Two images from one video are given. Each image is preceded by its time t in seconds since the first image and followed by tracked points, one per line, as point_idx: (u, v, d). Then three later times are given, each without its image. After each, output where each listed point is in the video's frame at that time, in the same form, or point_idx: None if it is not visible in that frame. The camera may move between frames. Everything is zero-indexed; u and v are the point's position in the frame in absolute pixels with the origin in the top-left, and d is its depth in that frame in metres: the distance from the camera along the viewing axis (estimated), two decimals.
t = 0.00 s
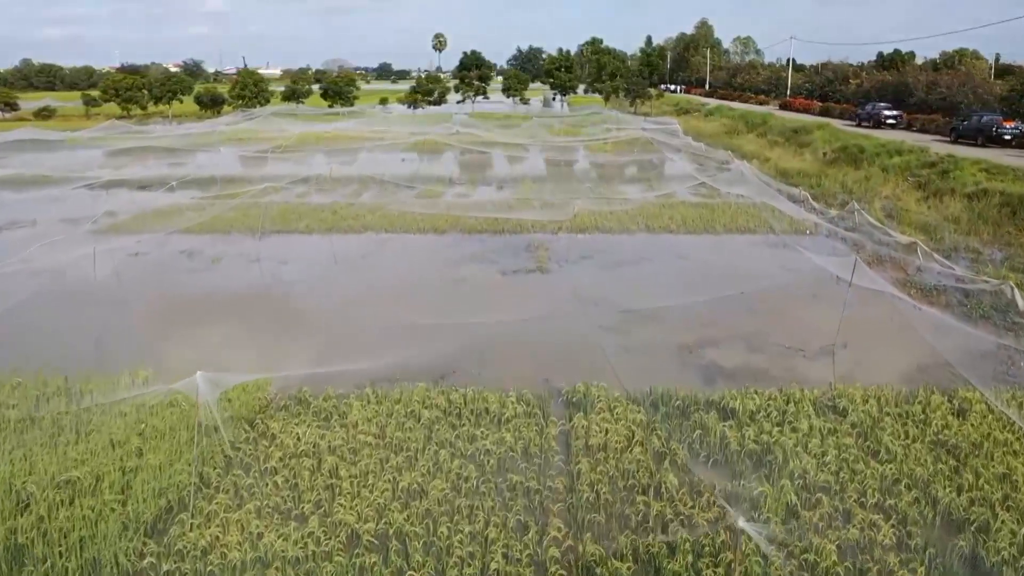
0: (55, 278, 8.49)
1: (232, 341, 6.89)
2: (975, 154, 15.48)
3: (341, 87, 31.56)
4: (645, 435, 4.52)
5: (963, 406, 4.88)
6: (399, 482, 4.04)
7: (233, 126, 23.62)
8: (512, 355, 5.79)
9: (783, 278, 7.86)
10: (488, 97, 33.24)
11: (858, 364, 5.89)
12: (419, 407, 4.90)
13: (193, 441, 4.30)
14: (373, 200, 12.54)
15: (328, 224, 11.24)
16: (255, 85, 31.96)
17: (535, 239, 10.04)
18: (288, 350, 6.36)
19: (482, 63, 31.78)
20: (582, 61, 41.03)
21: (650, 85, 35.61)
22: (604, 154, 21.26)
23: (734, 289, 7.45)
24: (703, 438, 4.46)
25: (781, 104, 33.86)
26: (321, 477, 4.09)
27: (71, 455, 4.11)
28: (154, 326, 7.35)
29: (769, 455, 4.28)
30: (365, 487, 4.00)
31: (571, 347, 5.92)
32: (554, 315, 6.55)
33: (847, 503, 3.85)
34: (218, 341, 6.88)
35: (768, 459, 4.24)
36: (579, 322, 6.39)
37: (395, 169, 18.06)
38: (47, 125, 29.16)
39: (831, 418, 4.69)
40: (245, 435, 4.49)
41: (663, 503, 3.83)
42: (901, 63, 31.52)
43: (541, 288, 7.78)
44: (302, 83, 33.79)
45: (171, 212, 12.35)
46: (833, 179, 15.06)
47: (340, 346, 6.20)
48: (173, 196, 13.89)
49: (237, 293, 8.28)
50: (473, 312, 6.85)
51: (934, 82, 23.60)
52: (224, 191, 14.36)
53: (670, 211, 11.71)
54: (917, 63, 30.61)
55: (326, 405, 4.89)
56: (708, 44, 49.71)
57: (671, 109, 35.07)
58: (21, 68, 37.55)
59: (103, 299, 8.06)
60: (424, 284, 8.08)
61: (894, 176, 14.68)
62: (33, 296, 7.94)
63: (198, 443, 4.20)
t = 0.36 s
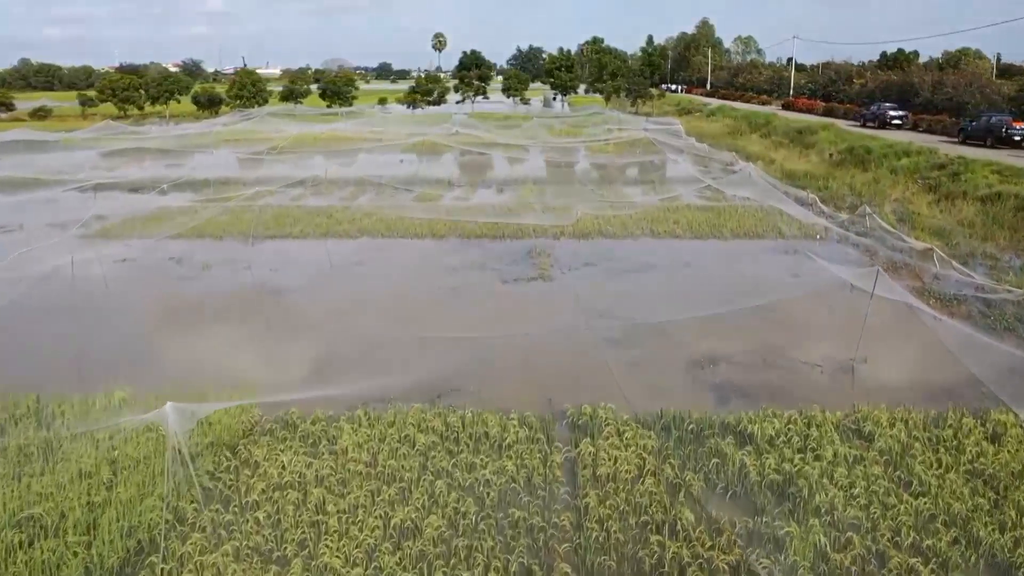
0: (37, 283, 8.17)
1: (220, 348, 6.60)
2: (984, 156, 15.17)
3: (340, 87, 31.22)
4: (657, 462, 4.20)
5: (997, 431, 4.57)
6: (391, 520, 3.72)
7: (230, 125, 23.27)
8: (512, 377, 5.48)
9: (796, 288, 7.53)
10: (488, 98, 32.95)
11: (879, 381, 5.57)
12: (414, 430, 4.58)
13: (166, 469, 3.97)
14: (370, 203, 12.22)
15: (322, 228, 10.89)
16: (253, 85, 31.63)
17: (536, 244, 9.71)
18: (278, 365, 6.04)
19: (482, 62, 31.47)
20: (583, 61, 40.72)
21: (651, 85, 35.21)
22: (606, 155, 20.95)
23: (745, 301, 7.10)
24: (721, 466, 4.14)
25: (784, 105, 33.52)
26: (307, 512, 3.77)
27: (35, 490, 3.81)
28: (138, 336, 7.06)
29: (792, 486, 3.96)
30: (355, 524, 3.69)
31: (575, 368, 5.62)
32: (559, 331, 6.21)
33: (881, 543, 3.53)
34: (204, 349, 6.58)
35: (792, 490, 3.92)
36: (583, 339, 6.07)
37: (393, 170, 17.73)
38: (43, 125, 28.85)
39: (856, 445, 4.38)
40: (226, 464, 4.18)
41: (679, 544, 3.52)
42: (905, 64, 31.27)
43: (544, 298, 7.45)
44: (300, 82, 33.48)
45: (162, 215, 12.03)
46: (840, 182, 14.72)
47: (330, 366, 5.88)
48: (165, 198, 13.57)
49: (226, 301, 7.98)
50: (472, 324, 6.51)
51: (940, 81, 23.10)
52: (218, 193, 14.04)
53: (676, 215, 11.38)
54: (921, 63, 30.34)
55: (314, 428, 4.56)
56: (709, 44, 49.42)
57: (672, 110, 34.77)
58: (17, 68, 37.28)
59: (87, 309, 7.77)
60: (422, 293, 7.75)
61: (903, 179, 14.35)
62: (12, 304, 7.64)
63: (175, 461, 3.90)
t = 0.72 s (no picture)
0: (18, 292, 7.84)
1: (206, 360, 6.29)
2: (995, 158, 14.87)
3: (339, 87, 30.88)
4: (672, 494, 3.89)
5: None
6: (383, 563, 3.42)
7: (226, 125, 22.94)
8: (515, 399, 5.18)
9: (812, 301, 7.21)
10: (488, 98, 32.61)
11: (903, 399, 5.27)
12: (410, 457, 4.27)
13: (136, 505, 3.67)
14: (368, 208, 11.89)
15: (318, 233, 10.56)
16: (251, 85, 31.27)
17: (538, 250, 9.38)
18: (268, 381, 5.76)
19: (482, 62, 31.13)
20: (584, 61, 40.37)
21: (653, 85, 34.85)
22: (608, 157, 20.63)
23: (759, 314, 6.78)
24: (741, 499, 3.82)
25: (787, 105, 33.20)
26: (292, 554, 3.46)
27: None
28: (122, 348, 6.75)
29: (819, 523, 3.65)
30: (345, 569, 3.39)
31: (581, 391, 5.32)
32: (564, 348, 5.89)
33: None
34: (191, 360, 6.29)
35: (820, 528, 3.62)
36: (590, 358, 5.74)
37: (392, 172, 17.40)
38: (37, 126, 28.48)
39: (886, 475, 4.07)
40: (206, 496, 3.88)
41: None
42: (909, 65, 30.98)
43: (547, 309, 7.11)
44: (298, 82, 33.13)
45: (154, 219, 11.69)
46: (848, 184, 14.40)
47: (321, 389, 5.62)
48: (158, 201, 13.23)
49: (216, 310, 7.66)
50: (472, 339, 6.18)
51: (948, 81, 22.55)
52: (212, 196, 13.69)
53: (682, 219, 11.04)
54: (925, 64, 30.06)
55: (301, 455, 4.24)
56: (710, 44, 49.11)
57: (674, 111, 34.45)
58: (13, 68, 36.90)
59: (69, 320, 7.42)
60: (421, 304, 7.43)
61: (912, 181, 14.03)
62: None
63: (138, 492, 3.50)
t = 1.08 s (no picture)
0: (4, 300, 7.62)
1: (197, 371, 6.09)
2: (1005, 159, 14.58)
3: (338, 87, 30.59)
4: (686, 527, 3.62)
5: None
6: None
7: (224, 125, 22.68)
8: (517, 420, 4.93)
9: (826, 311, 6.93)
10: (488, 98, 32.32)
11: (927, 416, 4.99)
12: (406, 483, 4.00)
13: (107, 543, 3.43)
14: (365, 212, 11.62)
15: (313, 237, 10.28)
16: (249, 85, 30.95)
17: (540, 256, 9.11)
18: (261, 392, 5.61)
19: (482, 61, 30.83)
20: (585, 61, 40.05)
21: (654, 85, 34.54)
22: (609, 160, 20.34)
23: (771, 326, 6.50)
24: (763, 533, 3.56)
25: (789, 105, 32.93)
26: None
27: None
28: (108, 359, 6.52)
29: (846, 562, 3.39)
30: None
31: (587, 410, 5.05)
32: (569, 364, 5.61)
33: None
34: (182, 370, 6.12)
35: (847, 567, 3.36)
36: (595, 374, 5.48)
37: (391, 173, 17.15)
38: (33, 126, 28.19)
39: (916, 505, 3.79)
40: (183, 531, 3.63)
41: None
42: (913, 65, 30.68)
43: (550, 319, 6.82)
44: (297, 81, 32.84)
45: (145, 223, 11.41)
46: (856, 186, 14.11)
47: (316, 407, 5.43)
48: (151, 205, 12.95)
49: (207, 317, 7.40)
50: (473, 353, 5.90)
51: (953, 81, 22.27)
52: (207, 199, 13.41)
53: (687, 223, 10.76)
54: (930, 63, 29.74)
55: (289, 482, 3.96)
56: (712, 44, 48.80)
57: (675, 112, 34.17)
58: (12, 68, 36.68)
59: (53, 332, 7.16)
60: (418, 313, 7.14)
61: (922, 183, 13.74)
62: None
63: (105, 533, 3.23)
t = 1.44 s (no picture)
0: None
1: (192, 380, 5.99)
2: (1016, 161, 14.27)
3: (337, 87, 30.26)
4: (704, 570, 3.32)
5: None
6: None
7: (220, 125, 22.35)
8: (522, 446, 4.61)
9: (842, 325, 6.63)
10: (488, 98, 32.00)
11: (956, 439, 4.69)
12: (400, 518, 3.70)
13: None
14: (361, 217, 11.31)
15: (308, 243, 9.94)
16: (247, 85, 30.62)
17: (543, 263, 8.79)
18: (262, 393, 5.59)
19: (482, 61, 30.51)
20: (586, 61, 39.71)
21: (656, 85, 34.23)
22: (611, 162, 20.04)
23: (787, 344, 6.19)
24: None
25: (792, 105, 32.58)
26: None
27: None
28: (94, 372, 6.26)
29: None
30: None
31: (595, 433, 4.75)
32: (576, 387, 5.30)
33: None
34: (182, 376, 6.07)
35: None
36: (602, 395, 5.19)
37: (389, 175, 16.85)
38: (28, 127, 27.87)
39: (954, 545, 3.49)
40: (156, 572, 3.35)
41: None
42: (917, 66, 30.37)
43: (553, 332, 6.50)
44: (295, 81, 32.52)
45: (136, 227, 11.10)
46: (864, 189, 13.81)
47: (314, 411, 5.35)
48: (143, 208, 12.63)
49: (197, 328, 7.11)
50: (474, 373, 5.59)
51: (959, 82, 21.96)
52: (200, 202, 13.10)
53: (694, 227, 10.45)
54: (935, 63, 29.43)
55: (273, 517, 3.66)
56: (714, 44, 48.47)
57: (677, 112, 33.85)
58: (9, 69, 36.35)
59: (34, 345, 6.85)
60: (416, 325, 6.83)
61: (931, 186, 13.44)
62: None
63: None
